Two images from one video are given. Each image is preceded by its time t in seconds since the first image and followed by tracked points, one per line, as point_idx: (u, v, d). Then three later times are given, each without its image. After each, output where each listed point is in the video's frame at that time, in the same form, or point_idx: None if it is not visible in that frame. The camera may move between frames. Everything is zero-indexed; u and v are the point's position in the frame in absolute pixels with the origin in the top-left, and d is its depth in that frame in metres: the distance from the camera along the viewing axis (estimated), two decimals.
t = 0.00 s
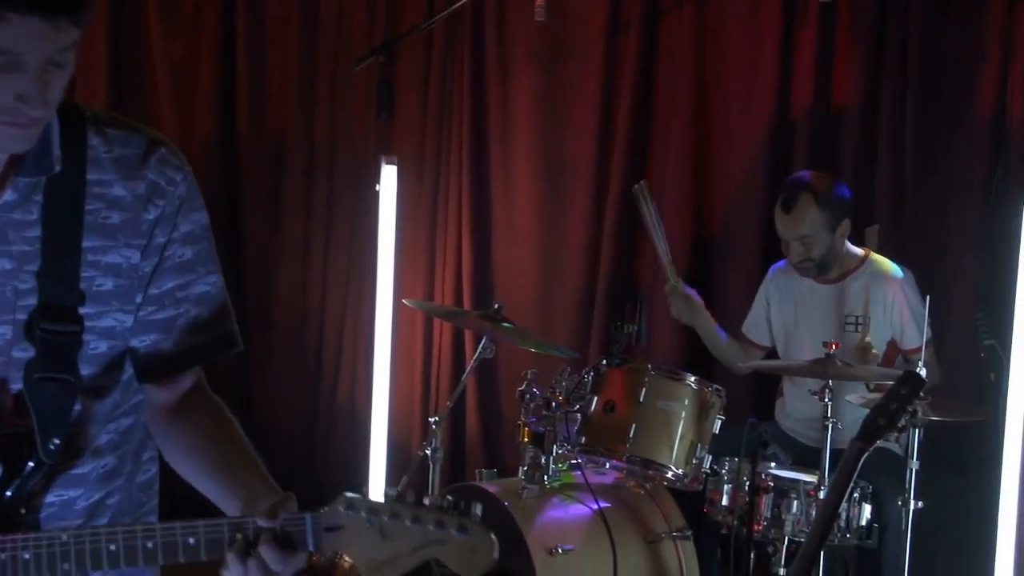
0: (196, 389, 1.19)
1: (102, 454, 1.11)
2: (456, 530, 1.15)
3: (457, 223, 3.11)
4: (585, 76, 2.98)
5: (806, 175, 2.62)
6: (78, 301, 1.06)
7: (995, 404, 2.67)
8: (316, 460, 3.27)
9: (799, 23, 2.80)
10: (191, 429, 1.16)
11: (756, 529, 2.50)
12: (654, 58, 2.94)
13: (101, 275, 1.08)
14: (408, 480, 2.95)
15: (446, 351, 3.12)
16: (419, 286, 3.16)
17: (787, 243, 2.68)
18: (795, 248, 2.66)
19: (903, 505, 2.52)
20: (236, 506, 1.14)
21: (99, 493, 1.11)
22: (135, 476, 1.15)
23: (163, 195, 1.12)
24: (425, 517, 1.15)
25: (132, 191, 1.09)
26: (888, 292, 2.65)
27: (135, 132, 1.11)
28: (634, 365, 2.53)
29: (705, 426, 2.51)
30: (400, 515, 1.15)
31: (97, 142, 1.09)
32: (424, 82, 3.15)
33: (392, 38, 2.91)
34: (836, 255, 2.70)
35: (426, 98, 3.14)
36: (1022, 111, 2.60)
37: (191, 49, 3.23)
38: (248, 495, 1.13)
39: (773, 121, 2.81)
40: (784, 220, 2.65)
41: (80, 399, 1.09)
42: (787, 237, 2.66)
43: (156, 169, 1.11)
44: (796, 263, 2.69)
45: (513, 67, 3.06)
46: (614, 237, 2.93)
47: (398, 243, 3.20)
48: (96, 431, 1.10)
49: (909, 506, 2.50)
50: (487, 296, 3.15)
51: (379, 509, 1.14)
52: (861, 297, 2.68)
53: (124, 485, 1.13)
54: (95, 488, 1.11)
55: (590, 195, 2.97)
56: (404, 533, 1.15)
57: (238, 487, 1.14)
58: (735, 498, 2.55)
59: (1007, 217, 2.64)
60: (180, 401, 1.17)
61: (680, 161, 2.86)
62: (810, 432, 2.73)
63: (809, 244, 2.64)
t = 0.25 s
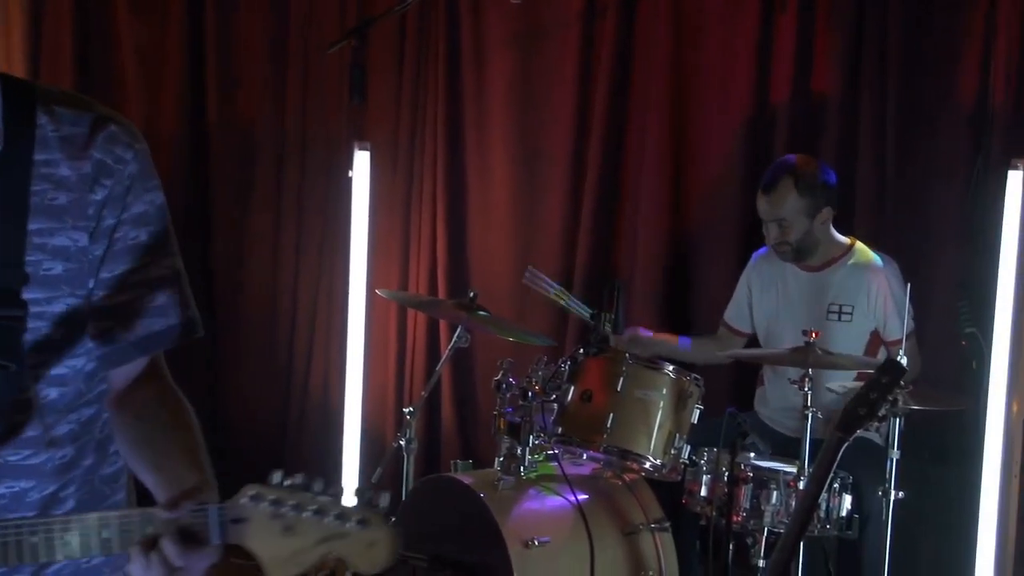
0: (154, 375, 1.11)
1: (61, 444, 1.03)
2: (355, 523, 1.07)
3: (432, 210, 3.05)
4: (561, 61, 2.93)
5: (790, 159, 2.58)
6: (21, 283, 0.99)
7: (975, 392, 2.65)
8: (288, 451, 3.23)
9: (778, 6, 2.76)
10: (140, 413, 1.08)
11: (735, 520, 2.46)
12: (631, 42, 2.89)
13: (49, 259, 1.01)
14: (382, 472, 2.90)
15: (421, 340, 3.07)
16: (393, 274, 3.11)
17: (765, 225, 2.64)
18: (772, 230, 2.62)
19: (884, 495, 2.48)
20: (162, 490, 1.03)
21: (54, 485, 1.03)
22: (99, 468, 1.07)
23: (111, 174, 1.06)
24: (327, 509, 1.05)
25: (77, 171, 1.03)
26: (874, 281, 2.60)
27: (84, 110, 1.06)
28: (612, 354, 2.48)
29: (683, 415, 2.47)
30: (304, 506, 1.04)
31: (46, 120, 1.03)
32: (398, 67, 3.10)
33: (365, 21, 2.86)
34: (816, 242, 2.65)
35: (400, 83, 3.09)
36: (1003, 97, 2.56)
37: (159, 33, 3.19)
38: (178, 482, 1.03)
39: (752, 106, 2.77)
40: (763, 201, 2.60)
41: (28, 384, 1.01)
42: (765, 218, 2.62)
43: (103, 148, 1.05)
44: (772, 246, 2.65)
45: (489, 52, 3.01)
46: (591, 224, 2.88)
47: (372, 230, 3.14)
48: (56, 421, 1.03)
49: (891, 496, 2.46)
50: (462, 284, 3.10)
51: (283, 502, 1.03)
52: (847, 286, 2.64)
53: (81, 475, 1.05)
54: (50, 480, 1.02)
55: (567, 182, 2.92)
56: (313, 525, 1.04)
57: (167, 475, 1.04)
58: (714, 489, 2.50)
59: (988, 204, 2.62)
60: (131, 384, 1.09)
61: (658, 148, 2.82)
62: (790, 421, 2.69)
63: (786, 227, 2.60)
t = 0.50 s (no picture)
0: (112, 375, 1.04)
1: (16, 445, 1.04)
2: (229, 565, 0.93)
3: (408, 200, 3.01)
4: (539, 49, 2.89)
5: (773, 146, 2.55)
6: None
7: (958, 385, 2.62)
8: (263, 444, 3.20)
9: None
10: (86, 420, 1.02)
11: (715, 514, 2.43)
12: (610, 30, 2.85)
13: None
14: (358, 465, 2.87)
15: (398, 333, 3.03)
16: (369, 266, 3.06)
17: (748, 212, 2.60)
18: (756, 218, 2.58)
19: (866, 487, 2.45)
20: (84, 502, 0.97)
21: (7, 485, 1.03)
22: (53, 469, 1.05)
23: (62, 171, 1.02)
24: (210, 543, 0.94)
25: (29, 167, 1.01)
26: (854, 269, 2.58)
27: (41, 104, 1.04)
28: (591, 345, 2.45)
29: (663, 408, 2.44)
30: (206, 546, 0.94)
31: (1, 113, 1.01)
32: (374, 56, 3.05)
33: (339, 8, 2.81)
34: (799, 229, 2.60)
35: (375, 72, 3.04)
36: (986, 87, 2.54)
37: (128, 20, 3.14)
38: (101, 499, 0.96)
39: (732, 95, 2.74)
40: (746, 189, 2.57)
41: None
42: (748, 206, 2.58)
43: (56, 144, 1.02)
44: (756, 234, 2.60)
45: (465, 39, 2.97)
46: (570, 215, 2.84)
47: (347, 221, 3.10)
48: (10, 422, 1.03)
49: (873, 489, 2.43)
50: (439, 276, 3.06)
51: (169, 532, 0.93)
52: (827, 275, 2.60)
53: (34, 478, 1.05)
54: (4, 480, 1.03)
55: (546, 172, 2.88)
56: (190, 561, 0.93)
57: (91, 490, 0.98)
58: (694, 481, 2.47)
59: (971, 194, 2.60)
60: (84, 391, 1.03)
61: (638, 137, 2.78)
62: (771, 413, 2.66)
63: (770, 214, 2.56)
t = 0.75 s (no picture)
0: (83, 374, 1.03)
1: None
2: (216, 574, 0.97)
3: (386, 191, 2.97)
4: (517, 40, 2.86)
5: (750, 138, 2.53)
6: None
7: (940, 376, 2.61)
8: (240, 438, 3.18)
9: None
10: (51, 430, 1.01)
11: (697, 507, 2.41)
12: (590, 20, 2.82)
13: None
14: (335, 460, 2.84)
15: (376, 326, 2.99)
16: (346, 258, 3.03)
17: (730, 209, 2.57)
18: (740, 214, 2.54)
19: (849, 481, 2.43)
20: (62, 509, 0.99)
21: None
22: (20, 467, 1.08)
23: (35, 167, 1.03)
24: (197, 553, 0.98)
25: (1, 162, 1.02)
26: (834, 260, 2.56)
27: (14, 101, 1.05)
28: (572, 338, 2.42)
29: (644, 401, 2.41)
30: (175, 548, 0.98)
31: None
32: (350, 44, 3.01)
33: None
34: (781, 223, 2.58)
35: (352, 62, 3.01)
36: (968, 73, 2.52)
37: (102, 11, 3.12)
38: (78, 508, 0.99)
39: (713, 84, 2.71)
40: (727, 185, 2.54)
41: None
42: (730, 202, 2.55)
43: (28, 140, 1.03)
44: (740, 230, 2.57)
45: (443, 29, 2.93)
46: (550, 207, 2.81)
47: (324, 213, 3.06)
48: None
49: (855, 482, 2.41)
50: (418, 268, 3.03)
51: (157, 540, 0.98)
52: (806, 266, 2.57)
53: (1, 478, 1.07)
54: None
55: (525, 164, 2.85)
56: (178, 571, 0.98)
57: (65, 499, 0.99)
58: (676, 475, 2.44)
59: (953, 182, 2.57)
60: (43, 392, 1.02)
61: (618, 126, 2.75)
62: (753, 406, 2.64)
63: (754, 210, 2.53)
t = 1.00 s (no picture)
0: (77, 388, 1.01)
1: None
2: None
3: (368, 185, 2.95)
4: (501, 32, 2.84)
5: (730, 133, 2.50)
6: None
7: (925, 370, 2.59)
8: (221, 434, 3.17)
9: None
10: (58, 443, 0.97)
11: (681, 503, 2.39)
12: (573, 12, 2.80)
13: None
14: (317, 456, 2.81)
15: (357, 320, 2.97)
16: (327, 251, 3.00)
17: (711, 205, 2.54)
18: (721, 209, 2.51)
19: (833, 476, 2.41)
20: (87, 524, 0.94)
21: None
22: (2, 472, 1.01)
23: (29, 174, 0.97)
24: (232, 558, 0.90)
25: None
26: (816, 253, 2.53)
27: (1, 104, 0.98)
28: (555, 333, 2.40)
29: (627, 395, 2.39)
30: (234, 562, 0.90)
31: None
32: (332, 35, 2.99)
33: None
34: (761, 216, 2.55)
35: (333, 56, 2.99)
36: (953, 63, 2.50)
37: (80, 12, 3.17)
38: (105, 521, 0.94)
39: (698, 75, 2.69)
40: (707, 182, 2.51)
41: None
42: (710, 197, 2.52)
43: (21, 146, 0.97)
44: (721, 225, 2.55)
45: (426, 22, 2.90)
46: (533, 200, 2.79)
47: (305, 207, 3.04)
48: None
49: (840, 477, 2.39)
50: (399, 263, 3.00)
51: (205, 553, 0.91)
52: (789, 259, 2.55)
53: None
54: None
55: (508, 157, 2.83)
56: None
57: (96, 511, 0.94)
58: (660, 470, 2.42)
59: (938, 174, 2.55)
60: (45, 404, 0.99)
61: (602, 118, 2.73)
62: (737, 401, 2.62)
63: (734, 205, 2.50)
